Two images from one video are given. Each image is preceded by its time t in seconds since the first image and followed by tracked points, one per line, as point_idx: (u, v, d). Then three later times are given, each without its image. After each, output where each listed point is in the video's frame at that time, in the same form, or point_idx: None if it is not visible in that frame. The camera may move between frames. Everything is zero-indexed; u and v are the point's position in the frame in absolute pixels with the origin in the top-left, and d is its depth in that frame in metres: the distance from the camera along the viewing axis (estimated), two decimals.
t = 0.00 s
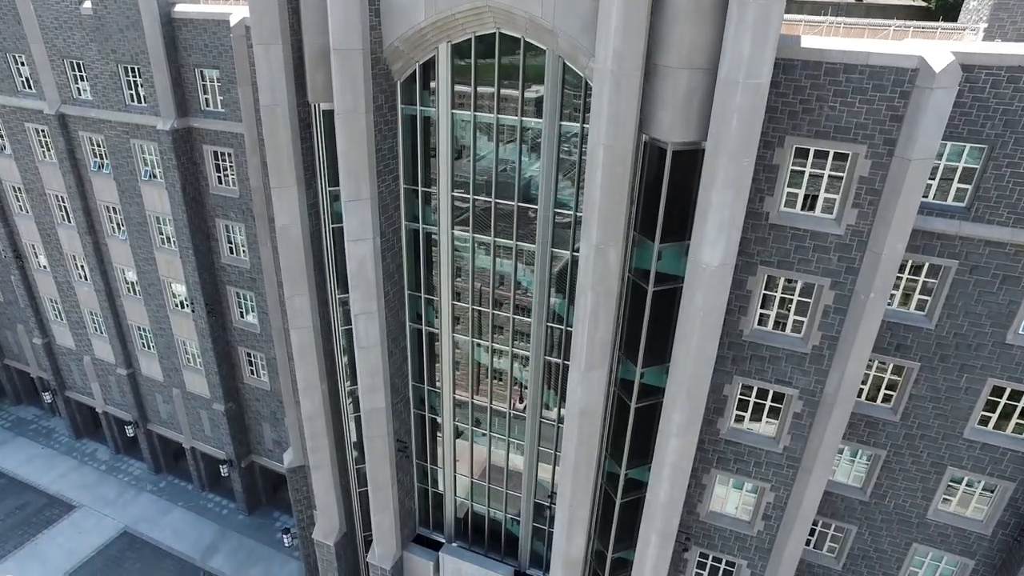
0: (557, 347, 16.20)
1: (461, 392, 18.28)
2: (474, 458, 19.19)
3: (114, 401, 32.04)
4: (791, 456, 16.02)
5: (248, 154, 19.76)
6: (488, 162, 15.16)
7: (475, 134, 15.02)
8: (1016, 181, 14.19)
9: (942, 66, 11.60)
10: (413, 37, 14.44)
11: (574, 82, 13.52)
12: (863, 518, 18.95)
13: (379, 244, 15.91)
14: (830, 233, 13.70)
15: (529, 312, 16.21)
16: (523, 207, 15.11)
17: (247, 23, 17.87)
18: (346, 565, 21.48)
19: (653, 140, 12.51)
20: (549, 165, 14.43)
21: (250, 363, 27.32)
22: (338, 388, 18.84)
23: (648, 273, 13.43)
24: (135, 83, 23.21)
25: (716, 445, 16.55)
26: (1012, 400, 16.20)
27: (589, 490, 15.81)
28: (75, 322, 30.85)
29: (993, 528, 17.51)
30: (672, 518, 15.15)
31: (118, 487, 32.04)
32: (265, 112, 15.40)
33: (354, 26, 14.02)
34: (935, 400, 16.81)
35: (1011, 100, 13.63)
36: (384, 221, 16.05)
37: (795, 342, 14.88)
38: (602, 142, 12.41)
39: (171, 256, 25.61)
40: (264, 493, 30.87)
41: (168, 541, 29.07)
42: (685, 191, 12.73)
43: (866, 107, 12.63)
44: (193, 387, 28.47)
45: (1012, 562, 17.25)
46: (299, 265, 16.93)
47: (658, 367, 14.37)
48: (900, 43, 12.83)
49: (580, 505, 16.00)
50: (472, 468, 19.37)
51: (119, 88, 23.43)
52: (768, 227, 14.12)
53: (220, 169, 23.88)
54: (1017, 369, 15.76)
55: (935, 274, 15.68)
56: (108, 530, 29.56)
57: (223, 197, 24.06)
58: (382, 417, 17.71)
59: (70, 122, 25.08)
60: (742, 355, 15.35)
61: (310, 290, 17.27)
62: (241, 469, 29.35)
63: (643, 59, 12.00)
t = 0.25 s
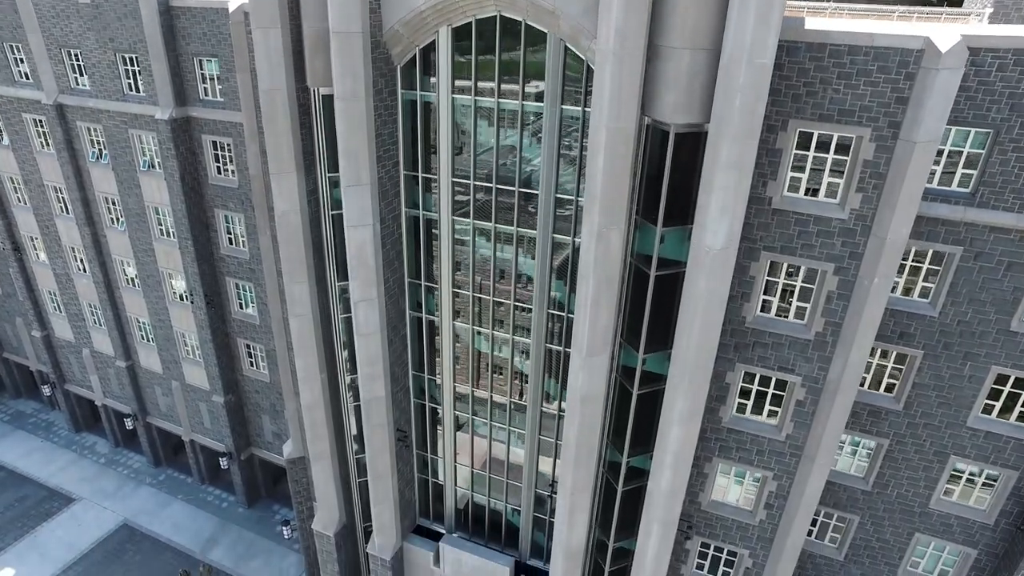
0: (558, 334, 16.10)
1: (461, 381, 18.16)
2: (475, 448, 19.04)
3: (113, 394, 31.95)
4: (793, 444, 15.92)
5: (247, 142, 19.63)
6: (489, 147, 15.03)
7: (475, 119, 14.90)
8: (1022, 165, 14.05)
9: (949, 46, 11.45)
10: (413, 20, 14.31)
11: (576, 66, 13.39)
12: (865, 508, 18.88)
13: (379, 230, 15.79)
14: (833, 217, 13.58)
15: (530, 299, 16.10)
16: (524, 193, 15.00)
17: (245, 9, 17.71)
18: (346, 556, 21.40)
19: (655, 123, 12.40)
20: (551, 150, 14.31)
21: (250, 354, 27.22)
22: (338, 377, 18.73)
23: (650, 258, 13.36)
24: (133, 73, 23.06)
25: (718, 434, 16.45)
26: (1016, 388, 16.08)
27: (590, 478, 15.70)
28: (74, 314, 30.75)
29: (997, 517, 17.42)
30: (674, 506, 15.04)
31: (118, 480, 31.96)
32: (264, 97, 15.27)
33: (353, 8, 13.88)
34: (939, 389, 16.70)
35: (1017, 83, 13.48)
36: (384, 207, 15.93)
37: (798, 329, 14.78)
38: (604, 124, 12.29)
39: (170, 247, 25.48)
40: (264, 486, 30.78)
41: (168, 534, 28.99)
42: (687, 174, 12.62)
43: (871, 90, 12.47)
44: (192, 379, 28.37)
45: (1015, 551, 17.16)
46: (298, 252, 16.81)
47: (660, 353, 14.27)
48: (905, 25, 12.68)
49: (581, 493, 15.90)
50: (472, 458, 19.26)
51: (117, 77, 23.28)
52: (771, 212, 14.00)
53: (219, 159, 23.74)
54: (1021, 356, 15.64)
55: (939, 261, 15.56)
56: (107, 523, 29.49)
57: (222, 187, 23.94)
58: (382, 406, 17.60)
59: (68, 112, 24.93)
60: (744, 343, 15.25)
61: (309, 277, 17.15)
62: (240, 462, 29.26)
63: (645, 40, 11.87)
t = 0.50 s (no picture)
0: (559, 321, 15.97)
1: (461, 369, 18.05)
2: (474, 437, 18.92)
3: (112, 386, 31.85)
4: (795, 432, 15.81)
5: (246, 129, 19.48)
6: (489, 132, 14.90)
7: (475, 103, 14.77)
8: None
9: (955, 25, 11.30)
10: (412, 3, 14.16)
11: (577, 47, 13.24)
12: (867, 497, 18.79)
13: (378, 215, 15.66)
14: (837, 201, 13.46)
15: (531, 285, 15.96)
16: (525, 178, 14.88)
17: None
18: (345, 546, 21.31)
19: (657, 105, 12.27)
20: (552, 133, 14.17)
21: (249, 346, 27.11)
22: (337, 365, 18.62)
23: (652, 242, 13.28)
24: (130, 61, 22.90)
25: (719, 421, 16.35)
26: (1019, 375, 15.96)
27: (591, 466, 15.58)
28: (72, 306, 30.62)
29: (999, 506, 17.32)
30: (675, 492, 14.95)
31: (117, 472, 31.86)
32: (262, 81, 15.12)
33: None
34: (941, 376, 16.58)
35: None
36: (384, 192, 15.81)
37: (800, 315, 14.67)
38: (605, 105, 12.16)
39: (168, 237, 25.34)
40: (263, 478, 30.69)
41: (167, 526, 28.92)
42: (689, 155, 12.50)
43: (875, 71, 12.33)
44: (191, 370, 28.26)
45: (1017, 540, 17.06)
46: (297, 238, 16.68)
47: (661, 337, 14.20)
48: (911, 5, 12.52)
49: (582, 481, 15.79)
50: (472, 448, 19.15)
51: (115, 66, 23.11)
52: (774, 196, 13.88)
53: (218, 148, 23.59)
54: None
55: (943, 247, 15.43)
56: (106, 515, 29.41)
57: (221, 177, 23.80)
58: (381, 393, 17.49)
59: (66, 101, 24.77)
60: (747, 329, 15.14)
61: (308, 264, 17.03)
62: (240, 453, 29.17)
63: (647, 20, 11.72)
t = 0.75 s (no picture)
0: (559, 307, 15.83)
1: (461, 357, 17.90)
2: (474, 426, 18.79)
3: (111, 378, 31.73)
4: (797, 419, 15.68)
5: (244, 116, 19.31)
6: (489, 115, 14.76)
7: (475, 86, 14.62)
8: None
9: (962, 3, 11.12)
10: None
11: (578, 28, 13.08)
12: (869, 486, 18.69)
13: (377, 200, 15.52)
14: (840, 183, 13.31)
15: (531, 270, 15.82)
16: (525, 162, 14.75)
17: None
18: (344, 536, 21.22)
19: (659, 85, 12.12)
20: (552, 116, 14.03)
21: (247, 337, 26.98)
22: (336, 353, 18.50)
23: (653, 226, 13.18)
24: (127, 49, 22.71)
25: (721, 409, 16.23)
26: None
27: (591, 453, 15.45)
28: (70, 298, 30.48)
29: (1002, 494, 17.22)
30: (677, 479, 14.82)
31: (115, 464, 31.76)
32: (260, 64, 14.97)
33: None
34: (945, 363, 16.45)
35: None
36: (382, 176, 15.67)
37: (803, 300, 14.53)
38: (606, 85, 12.00)
39: (166, 227, 25.19)
40: (262, 470, 30.58)
41: (165, 518, 28.83)
42: (691, 137, 12.36)
43: (880, 51, 12.16)
44: (190, 362, 28.14)
45: (1020, 529, 16.96)
46: (295, 224, 16.56)
47: (663, 322, 14.08)
48: None
49: (583, 468, 15.66)
50: (472, 437, 19.00)
51: (112, 54, 22.93)
52: (777, 179, 13.74)
53: (216, 137, 23.42)
54: None
55: (947, 232, 15.29)
56: (105, 507, 29.33)
57: (219, 166, 23.63)
58: (380, 381, 17.36)
59: (62, 90, 24.59)
60: (749, 314, 15.02)
61: (306, 250, 16.88)
62: (238, 445, 29.06)
63: None
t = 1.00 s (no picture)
0: (560, 293, 15.68)
1: (461, 345, 17.75)
2: (474, 415, 18.64)
3: (109, 370, 31.60)
4: (801, 406, 15.54)
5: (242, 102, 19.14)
6: (489, 98, 14.60)
7: (475, 69, 14.47)
8: None
9: None
10: None
11: (579, 8, 12.90)
12: (872, 476, 18.56)
13: (376, 184, 15.38)
14: (844, 166, 13.15)
15: (532, 256, 15.66)
16: (525, 146, 14.60)
17: None
18: (344, 527, 21.10)
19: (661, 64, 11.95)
20: (553, 99, 13.87)
21: (246, 328, 26.85)
22: (335, 341, 18.36)
23: (655, 208, 13.03)
24: (125, 37, 22.52)
25: (723, 396, 16.09)
26: None
27: (593, 440, 15.32)
28: (68, 289, 30.33)
29: (1006, 483, 17.10)
30: (679, 466, 14.68)
31: (114, 457, 31.65)
32: (258, 47, 14.81)
33: None
34: (949, 351, 16.31)
35: None
36: (382, 161, 15.52)
37: (806, 285, 14.39)
38: (608, 64, 11.83)
39: (164, 217, 25.03)
40: (261, 463, 30.45)
41: (164, 510, 28.73)
42: (694, 117, 12.20)
43: (885, 30, 11.98)
44: (188, 353, 28.01)
45: None
46: (293, 210, 16.42)
47: (665, 307, 13.95)
48: None
49: (584, 456, 15.52)
50: (472, 426, 18.85)
51: (109, 41, 22.74)
52: (780, 162, 13.58)
53: (214, 126, 23.25)
54: None
55: (952, 217, 15.13)
56: (103, 499, 29.22)
57: (218, 155, 23.47)
58: (379, 368, 17.22)
59: (59, 78, 24.41)
60: (752, 300, 14.88)
61: (304, 236, 16.73)
62: (238, 437, 28.94)
63: None
